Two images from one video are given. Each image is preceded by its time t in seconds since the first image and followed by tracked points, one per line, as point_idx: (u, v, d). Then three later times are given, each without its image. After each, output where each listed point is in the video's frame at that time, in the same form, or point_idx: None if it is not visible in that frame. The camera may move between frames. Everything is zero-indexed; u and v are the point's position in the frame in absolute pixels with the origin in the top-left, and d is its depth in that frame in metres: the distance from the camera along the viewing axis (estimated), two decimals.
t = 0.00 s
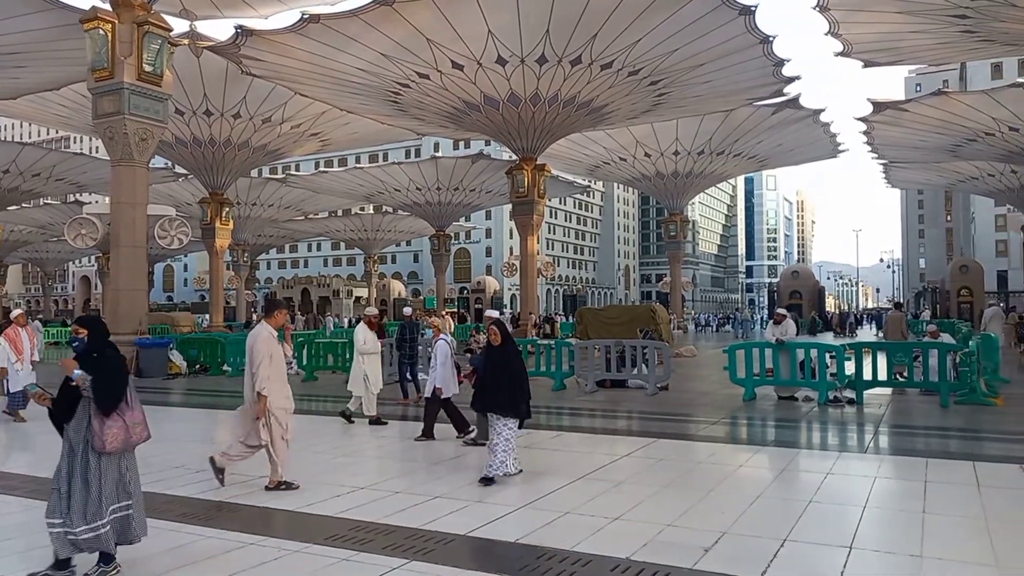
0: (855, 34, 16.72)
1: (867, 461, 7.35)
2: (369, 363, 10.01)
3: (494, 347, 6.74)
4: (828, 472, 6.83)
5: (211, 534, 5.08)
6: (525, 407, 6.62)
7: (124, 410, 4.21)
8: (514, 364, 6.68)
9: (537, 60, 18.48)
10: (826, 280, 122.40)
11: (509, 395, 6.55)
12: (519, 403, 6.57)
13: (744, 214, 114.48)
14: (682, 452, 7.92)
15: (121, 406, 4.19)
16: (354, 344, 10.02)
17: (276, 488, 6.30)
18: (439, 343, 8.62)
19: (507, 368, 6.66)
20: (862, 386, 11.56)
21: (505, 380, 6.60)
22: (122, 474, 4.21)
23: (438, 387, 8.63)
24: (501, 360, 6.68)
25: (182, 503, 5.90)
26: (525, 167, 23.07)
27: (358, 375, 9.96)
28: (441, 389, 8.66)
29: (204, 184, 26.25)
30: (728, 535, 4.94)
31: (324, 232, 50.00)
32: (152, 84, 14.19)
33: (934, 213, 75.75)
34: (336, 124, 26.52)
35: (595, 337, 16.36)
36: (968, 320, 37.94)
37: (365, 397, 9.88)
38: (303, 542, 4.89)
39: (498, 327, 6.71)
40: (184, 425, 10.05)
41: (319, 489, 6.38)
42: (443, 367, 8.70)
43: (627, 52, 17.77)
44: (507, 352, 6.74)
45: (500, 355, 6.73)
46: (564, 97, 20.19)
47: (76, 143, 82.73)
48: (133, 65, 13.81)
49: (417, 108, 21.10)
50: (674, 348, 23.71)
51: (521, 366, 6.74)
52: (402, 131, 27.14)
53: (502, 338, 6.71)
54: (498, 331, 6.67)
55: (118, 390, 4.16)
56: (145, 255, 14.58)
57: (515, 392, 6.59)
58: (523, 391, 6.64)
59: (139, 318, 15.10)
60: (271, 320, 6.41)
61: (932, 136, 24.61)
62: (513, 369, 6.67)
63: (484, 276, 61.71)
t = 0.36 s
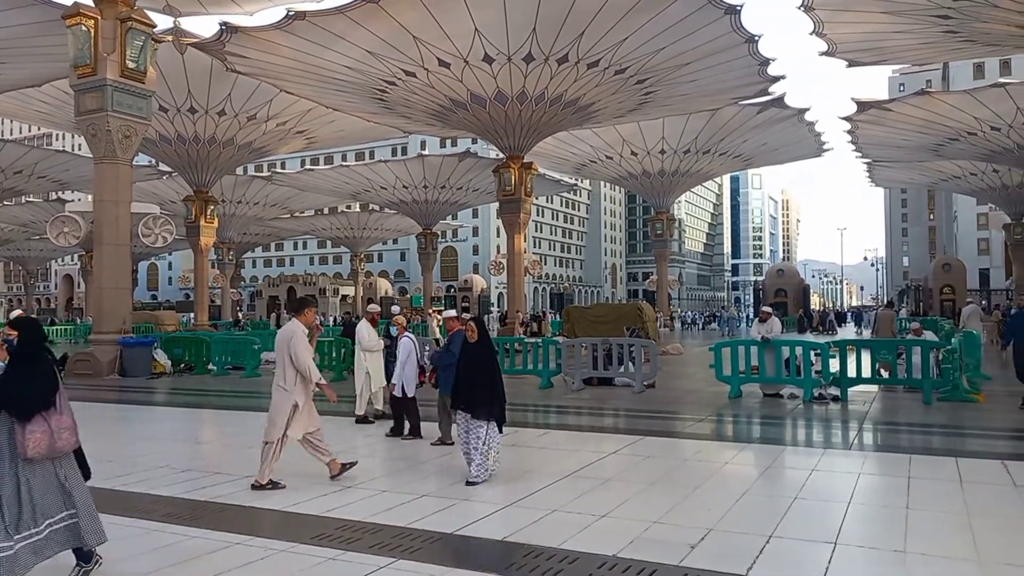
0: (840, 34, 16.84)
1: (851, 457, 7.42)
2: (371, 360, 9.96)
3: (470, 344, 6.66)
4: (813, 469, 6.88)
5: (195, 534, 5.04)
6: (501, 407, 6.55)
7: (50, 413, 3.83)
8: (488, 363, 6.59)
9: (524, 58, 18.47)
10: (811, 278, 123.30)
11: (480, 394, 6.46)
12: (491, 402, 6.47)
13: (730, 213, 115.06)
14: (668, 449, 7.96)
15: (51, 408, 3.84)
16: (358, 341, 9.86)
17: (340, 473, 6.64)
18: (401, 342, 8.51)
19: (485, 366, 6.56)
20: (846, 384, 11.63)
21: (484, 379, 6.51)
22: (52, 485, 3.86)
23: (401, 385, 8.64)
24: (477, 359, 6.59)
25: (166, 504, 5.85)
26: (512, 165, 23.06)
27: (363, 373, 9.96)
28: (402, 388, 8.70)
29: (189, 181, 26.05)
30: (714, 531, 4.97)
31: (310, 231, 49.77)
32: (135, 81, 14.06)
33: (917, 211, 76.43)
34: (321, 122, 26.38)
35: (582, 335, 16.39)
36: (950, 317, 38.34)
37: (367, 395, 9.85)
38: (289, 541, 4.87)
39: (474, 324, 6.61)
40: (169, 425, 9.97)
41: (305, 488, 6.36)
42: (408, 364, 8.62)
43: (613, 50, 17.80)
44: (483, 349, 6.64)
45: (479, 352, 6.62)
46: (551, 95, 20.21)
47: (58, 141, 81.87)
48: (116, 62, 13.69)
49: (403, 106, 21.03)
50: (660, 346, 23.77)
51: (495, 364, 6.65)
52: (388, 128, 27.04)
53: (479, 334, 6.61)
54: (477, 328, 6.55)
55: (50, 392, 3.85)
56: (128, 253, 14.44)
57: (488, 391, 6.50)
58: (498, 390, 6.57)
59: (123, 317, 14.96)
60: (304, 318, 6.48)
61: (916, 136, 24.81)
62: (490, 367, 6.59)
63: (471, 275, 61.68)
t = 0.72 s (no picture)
0: (827, 40, 16.98)
1: (839, 461, 7.46)
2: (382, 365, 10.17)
3: (446, 351, 6.33)
4: (801, 473, 6.92)
5: (182, 542, 5.00)
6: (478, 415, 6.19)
7: None
8: (463, 369, 6.23)
9: (514, 63, 18.51)
10: (799, 283, 123.91)
11: (452, 402, 6.11)
12: (467, 409, 6.12)
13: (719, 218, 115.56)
14: (659, 454, 7.98)
15: None
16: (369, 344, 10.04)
17: (335, 485, 6.60)
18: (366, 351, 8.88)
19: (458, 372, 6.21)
20: (834, 388, 11.69)
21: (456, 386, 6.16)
22: None
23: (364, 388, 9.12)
24: (451, 367, 6.26)
25: (154, 511, 5.81)
26: (502, 170, 23.09)
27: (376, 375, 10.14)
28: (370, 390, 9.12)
29: (177, 186, 25.95)
30: (702, 536, 4.98)
31: (299, 236, 49.62)
32: (123, 85, 13.98)
33: (904, 216, 76.94)
34: (311, 126, 26.33)
35: (572, 340, 16.41)
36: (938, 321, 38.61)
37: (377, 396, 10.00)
38: (277, 548, 4.84)
39: (447, 330, 6.26)
40: (157, 431, 9.91)
41: (295, 495, 6.33)
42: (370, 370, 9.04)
43: (603, 56, 17.86)
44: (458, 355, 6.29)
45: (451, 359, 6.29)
46: (540, 100, 20.26)
47: (44, 145, 81.28)
48: (104, 66, 13.62)
49: (393, 110, 21.02)
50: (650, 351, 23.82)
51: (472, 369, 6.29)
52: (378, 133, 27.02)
53: (452, 341, 6.28)
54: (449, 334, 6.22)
55: None
56: (115, 258, 14.35)
57: (462, 398, 6.14)
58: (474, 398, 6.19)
59: (110, 322, 14.87)
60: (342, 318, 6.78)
61: (902, 141, 25.02)
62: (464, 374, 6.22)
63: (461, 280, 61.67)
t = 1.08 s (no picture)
0: (815, 47, 17.11)
1: (826, 465, 7.50)
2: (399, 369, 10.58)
3: (414, 355, 6.04)
4: (790, 477, 6.95)
5: (169, 548, 4.97)
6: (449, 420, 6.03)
7: None
8: (436, 373, 6.03)
9: (504, 69, 18.55)
10: (788, 288, 124.64)
11: (430, 408, 5.92)
12: (443, 414, 5.98)
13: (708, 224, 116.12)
14: (648, 458, 8.00)
15: None
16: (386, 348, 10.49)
17: (326, 485, 6.74)
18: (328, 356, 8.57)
19: (431, 376, 6.00)
20: (822, 393, 11.74)
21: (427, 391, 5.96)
22: None
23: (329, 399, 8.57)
24: (421, 372, 6.00)
25: (140, 517, 5.77)
26: (492, 175, 23.13)
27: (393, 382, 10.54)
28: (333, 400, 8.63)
29: (165, 190, 25.84)
30: (692, 541, 4.99)
31: (289, 240, 49.48)
32: (112, 88, 13.90)
33: (892, 222, 77.52)
34: (301, 131, 26.28)
35: (562, 344, 16.41)
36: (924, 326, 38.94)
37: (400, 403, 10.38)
38: (265, 554, 4.81)
39: (418, 334, 5.99)
40: (144, 436, 9.85)
41: (284, 500, 6.31)
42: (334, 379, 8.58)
43: (592, 62, 17.93)
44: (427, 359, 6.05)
45: (421, 363, 6.03)
46: (530, 106, 20.31)
47: (31, 149, 80.76)
48: (92, 69, 13.54)
49: (383, 115, 21.01)
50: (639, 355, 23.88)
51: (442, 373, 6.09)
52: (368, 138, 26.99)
53: (423, 344, 6.02)
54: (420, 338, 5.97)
55: None
56: (102, 262, 14.24)
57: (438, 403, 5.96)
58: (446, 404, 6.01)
59: (97, 327, 14.76)
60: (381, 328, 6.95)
61: (889, 148, 25.23)
62: (436, 377, 6.02)
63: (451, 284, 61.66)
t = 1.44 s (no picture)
0: (802, 53, 17.24)
1: (814, 468, 7.53)
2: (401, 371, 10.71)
3: (386, 359, 6.04)
4: (778, 480, 6.97)
5: (155, 554, 4.93)
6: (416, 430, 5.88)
7: None
8: (407, 379, 5.98)
9: (493, 73, 18.56)
10: (776, 292, 125.29)
11: (399, 412, 5.82)
12: (410, 421, 5.85)
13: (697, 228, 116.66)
14: (637, 462, 8.00)
15: None
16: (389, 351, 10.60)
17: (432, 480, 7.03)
18: (288, 359, 8.45)
19: (399, 383, 5.94)
20: (809, 396, 11.80)
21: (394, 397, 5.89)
22: None
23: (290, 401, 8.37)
24: (391, 377, 5.97)
25: (125, 523, 5.72)
26: (481, 179, 23.14)
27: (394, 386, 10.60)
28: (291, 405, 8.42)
29: (152, 194, 25.69)
30: (680, 544, 4.99)
31: (277, 244, 49.26)
32: (98, 91, 13.81)
33: (878, 226, 78.12)
34: (289, 134, 26.19)
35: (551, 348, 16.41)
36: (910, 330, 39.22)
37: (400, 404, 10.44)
38: (252, 560, 4.78)
39: (389, 338, 6.05)
40: (130, 441, 9.77)
41: (271, 505, 6.27)
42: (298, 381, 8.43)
43: (581, 66, 17.98)
44: (399, 366, 6.01)
45: (393, 368, 6.00)
46: (519, 110, 20.34)
47: (16, 152, 80.14)
48: (78, 71, 13.46)
49: (372, 119, 20.98)
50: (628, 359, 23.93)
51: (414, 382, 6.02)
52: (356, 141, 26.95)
53: (395, 349, 6.02)
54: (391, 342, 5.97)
55: None
56: (88, 265, 14.10)
57: (410, 408, 5.90)
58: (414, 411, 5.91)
59: (83, 331, 14.63)
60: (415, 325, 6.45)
61: (875, 153, 25.43)
62: (405, 383, 5.96)
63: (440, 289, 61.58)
